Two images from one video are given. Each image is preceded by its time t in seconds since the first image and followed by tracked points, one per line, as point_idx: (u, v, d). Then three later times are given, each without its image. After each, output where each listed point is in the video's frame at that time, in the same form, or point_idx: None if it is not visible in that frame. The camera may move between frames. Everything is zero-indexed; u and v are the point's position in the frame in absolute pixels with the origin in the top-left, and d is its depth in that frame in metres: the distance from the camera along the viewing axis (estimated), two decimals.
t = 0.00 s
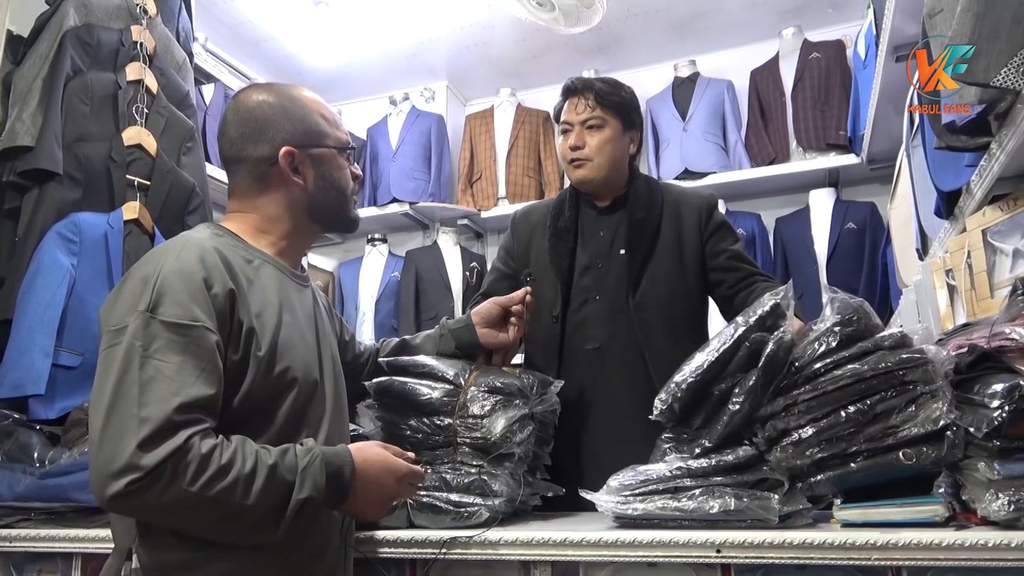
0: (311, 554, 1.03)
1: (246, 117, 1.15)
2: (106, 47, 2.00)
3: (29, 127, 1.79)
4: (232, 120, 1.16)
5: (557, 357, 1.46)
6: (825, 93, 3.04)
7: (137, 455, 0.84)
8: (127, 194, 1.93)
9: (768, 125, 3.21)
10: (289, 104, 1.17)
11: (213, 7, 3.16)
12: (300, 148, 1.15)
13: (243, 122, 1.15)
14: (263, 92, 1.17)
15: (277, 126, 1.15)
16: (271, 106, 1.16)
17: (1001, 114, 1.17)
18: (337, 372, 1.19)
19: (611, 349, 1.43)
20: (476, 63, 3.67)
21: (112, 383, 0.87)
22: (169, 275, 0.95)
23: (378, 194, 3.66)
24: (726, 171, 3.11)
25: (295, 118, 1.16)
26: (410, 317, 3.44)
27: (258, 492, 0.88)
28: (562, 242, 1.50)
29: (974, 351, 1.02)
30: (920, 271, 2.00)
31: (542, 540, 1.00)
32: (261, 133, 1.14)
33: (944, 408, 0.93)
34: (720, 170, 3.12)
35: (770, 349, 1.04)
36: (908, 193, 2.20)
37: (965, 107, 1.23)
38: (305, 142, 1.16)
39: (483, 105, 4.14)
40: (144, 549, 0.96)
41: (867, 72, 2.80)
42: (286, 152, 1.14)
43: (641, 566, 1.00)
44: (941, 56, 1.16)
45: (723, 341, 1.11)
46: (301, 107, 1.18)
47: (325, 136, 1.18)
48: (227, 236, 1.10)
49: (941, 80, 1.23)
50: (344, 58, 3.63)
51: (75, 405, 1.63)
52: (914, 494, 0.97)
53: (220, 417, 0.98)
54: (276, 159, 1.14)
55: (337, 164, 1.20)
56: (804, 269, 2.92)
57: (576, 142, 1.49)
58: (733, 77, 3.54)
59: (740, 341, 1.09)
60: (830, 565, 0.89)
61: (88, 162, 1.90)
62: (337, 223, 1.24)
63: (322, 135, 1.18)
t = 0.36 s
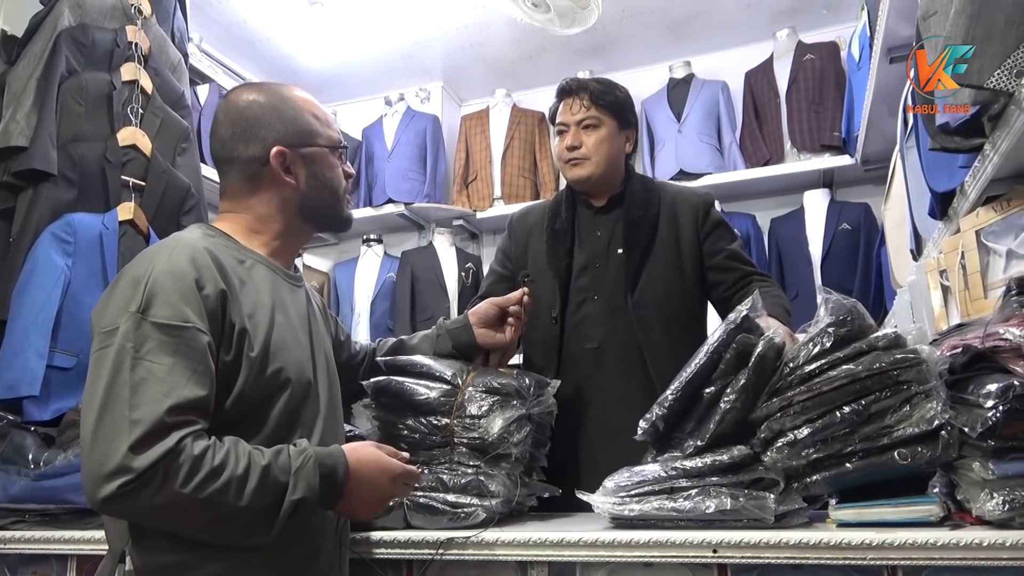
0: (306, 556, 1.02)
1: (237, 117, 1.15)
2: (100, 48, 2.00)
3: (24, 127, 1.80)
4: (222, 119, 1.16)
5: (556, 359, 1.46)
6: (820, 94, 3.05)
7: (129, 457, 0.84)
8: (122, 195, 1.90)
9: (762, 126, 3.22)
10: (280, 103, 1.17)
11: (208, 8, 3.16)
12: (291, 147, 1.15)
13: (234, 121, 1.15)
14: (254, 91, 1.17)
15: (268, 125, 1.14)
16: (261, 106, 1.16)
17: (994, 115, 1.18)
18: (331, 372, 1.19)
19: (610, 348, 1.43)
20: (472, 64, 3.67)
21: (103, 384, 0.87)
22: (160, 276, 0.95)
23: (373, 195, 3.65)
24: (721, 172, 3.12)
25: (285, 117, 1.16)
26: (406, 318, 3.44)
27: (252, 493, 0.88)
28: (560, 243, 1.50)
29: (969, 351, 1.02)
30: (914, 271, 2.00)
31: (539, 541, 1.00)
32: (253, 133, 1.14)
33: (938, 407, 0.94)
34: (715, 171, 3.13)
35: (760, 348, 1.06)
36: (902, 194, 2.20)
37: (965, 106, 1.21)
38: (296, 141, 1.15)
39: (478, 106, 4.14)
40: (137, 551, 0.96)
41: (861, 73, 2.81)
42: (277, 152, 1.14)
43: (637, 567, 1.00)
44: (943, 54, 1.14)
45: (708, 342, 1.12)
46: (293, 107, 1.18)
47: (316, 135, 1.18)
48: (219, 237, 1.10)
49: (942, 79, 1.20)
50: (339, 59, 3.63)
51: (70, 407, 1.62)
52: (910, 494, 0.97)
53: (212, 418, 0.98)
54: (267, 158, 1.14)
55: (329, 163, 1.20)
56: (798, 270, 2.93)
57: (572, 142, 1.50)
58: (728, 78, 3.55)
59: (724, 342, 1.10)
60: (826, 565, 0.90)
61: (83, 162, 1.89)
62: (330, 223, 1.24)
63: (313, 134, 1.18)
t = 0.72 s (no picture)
0: (300, 556, 1.02)
1: (232, 116, 1.15)
2: (96, 45, 1.98)
3: (19, 125, 1.78)
4: (217, 117, 1.16)
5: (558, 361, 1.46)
6: (817, 96, 3.06)
7: (121, 456, 0.83)
8: (118, 193, 1.91)
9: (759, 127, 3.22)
10: (275, 102, 1.17)
11: (205, 6, 3.15)
12: (286, 146, 1.15)
13: (229, 120, 1.15)
14: (249, 90, 1.17)
15: (262, 124, 1.14)
16: (256, 104, 1.16)
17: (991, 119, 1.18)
18: (326, 371, 1.18)
19: (612, 350, 1.43)
20: (469, 64, 3.67)
21: (95, 383, 0.87)
22: (153, 275, 0.95)
23: (370, 194, 3.65)
24: (718, 174, 3.12)
25: (280, 115, 1.16)
26: (402, 318, 3.44)
27: (244, 492, 0.87)
28: (564, 242, 1.50)
29: (964, 353, 1.02)
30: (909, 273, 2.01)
31: (534, 542, 1.00)
32: (247, 132, 1.14)
33: (933, 409, 0.94)
34: (712, 173, 3.13)
35: (755, 349, 1.06)
36: (898, 196, 2.21)
37: (964, 106, 1.18)
38: (291, 140, 1.15)
39: (475, 106, 4.14)
40: (129, 550, 0.96)
41: (857, 75, 2.82)
42: (271, 151, 1.13)
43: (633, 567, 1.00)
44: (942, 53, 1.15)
45: (703, 343, 1.12)
46: (287, 106, 1.17)
47: (311, 134, 1.18)
48: (213, 235, 1.10)
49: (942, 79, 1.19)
50: (336, 58, 3.62)
51: (65, 406, 1.62)
52: (904, 496, 0.97)
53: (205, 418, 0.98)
54: (262, 157, 1.13)
55: (324, 162, 1.20)
56: (794, 271, 2.93)
57: (581, 142, 1.49)
58: (725, 79, 3.55)
59: (719, 343, 1.10)
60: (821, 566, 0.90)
61: (79, 160, 1.88)
62: (325, 222, 1.23)
63: (308, 133, 1.18)
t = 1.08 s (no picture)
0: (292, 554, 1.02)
1: (216, 113, 1.14)
2: (91, 43, 1.98)
3: (12, 122, 1.78)
4: (202, 114, 1.16)
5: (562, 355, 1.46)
6: (813, 97, 3.06)
7: (110, 453, 0.83)
8: (112, 192, 1.90)
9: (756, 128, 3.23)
10: (260, 98, 1.16)
11: (201, 4, 3.13)
12: (271, 143, 1.14)
13: (213, 117, 1.14)
14: (234, 86, 1.16)
15: (247, 121, 1.14)
16: (241, 101, 1.15)
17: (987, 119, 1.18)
18: (317, 367, 1.18)
19: (615, 351, 1.43)
20: (466, 64, 3.67)
21: (83, 380, 0.86)
22: (139, 272, 0.94)
23: (367, 194, 3.65)
24: (714, 174, 3.12)
25: (264, 112, 1.15)
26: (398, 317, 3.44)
27: (237, 488, 0.87)
28: (571, 241, 1.50)
29: (960, 352, 1.02)
30: (905, 274, 2.01)
31: (530, 541, 1.00)
32: (231, 128, 1.13)
33: (929, 408, 0.94)
34: (708, 173, 3.14)
35: (751, 348, 1.06)
36: (894, 197, 2.21)
37: (963, 105, 1.17)
38: (276, 136, 1.15)
39: (472, 106, 4.13)
40: (119, 550, 0.95)
41: (853, 76, 2.82)
42: (256, 147, 1.13)
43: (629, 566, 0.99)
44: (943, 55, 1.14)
45: (700, 341, 1.12)
46: (273, 101, 1.17)
47: (297, 130, 1.17)
48: (200, 232, 1.09)
49: (941, 79, 1.18)
50: (332, 57, 3.61)
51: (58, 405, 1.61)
52: (900, 496, 0.97)
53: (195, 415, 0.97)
54: (247, 154, 1.13)
55: (311, 158, 1.19)
56: (790, 272, 2.93)
57: (598, 152, 1.46)
58: (721, 80, 3.56)
59: (716, 341, 1.10)
60: (818, 566, 0.90)
61: (74, 158, 1.87)
62: (313, 219, 1.23)
63: (294, 129, 1.17)
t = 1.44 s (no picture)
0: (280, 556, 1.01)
1: (194, 108, 1.14)
2: (84, 41, 1.96)
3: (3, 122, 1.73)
4: (180, 110, 1.15)
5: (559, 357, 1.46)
6: (809, 96, 3.06)
7: (85, 459, 0.82)
8: (106, 190, 1.89)
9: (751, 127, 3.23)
10: (237, 93, 1.15)
11: (196, 3, 3.12)
12: (249, 138, 1.14)
13: (191, 113, 1.14)
14: (211, 81, 1.15)
15: (225, 117, 1.13)
16: (218, 96, 1.14)
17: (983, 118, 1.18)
18: (303, 364, 1.17)
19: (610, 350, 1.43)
20: (462, 63, 3.66)
21: (57, 384, 0.85)
22: (113, 274, 0.93)
23: (362, 194, 3.64)
24: (710, 174, 3.13)
25: (242, 106, 1.14)
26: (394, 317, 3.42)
27: (216, 494, 0.86)
28: (562, 245, 1.49)
29: (956, 352, 1.02)
30: (901, 273, 2.01)
31: (525, 542, 0.99)
32: (209, 125, 1.13)
33: (925, 407, 0.94)
34: (704, 173, 3.13)
35: (747, 348, 1.06)
36: (890, 196, 2.21)
37: (964, 106, 1.17)
38: (254, 131, 1.14)
39: (468, 105, 4.13)
40: (103, 556, 0.94)
41: (849, 75, 2.82)
42: (235, 143, 1.12)
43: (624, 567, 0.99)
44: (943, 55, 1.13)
45: (696, 341, 1.11)
46: (251, 96, 1.16)
47: (276, 124, 1.16)
48: (178, 232, 1.09)
49: (941, 79, 1.18)
50: (328, 56, 3.60)
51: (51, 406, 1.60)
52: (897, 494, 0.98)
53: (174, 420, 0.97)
54: (225, 150, 1.12)
55: (292, 153, 1.18)
56: (786, 271, 2.93)
57: (577, 156, 1.47)
58: (717, 79, 3.56)
59: (712, 340, 1.09)
60: (814, 566, 0.89)
61: (66, 158, 1.86)
62: (295, 215, 1.22)
63: (273, 123, 1.16)
